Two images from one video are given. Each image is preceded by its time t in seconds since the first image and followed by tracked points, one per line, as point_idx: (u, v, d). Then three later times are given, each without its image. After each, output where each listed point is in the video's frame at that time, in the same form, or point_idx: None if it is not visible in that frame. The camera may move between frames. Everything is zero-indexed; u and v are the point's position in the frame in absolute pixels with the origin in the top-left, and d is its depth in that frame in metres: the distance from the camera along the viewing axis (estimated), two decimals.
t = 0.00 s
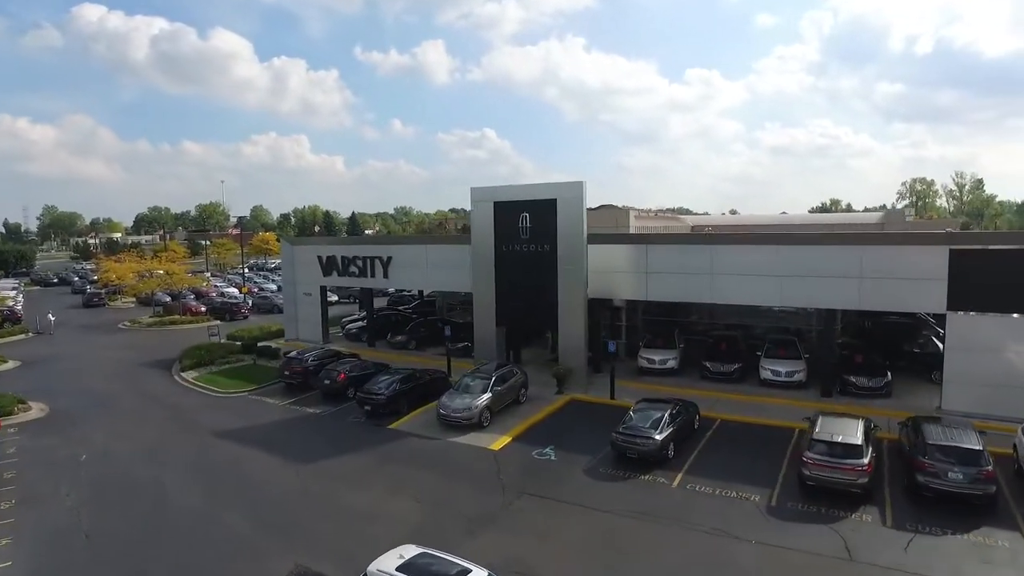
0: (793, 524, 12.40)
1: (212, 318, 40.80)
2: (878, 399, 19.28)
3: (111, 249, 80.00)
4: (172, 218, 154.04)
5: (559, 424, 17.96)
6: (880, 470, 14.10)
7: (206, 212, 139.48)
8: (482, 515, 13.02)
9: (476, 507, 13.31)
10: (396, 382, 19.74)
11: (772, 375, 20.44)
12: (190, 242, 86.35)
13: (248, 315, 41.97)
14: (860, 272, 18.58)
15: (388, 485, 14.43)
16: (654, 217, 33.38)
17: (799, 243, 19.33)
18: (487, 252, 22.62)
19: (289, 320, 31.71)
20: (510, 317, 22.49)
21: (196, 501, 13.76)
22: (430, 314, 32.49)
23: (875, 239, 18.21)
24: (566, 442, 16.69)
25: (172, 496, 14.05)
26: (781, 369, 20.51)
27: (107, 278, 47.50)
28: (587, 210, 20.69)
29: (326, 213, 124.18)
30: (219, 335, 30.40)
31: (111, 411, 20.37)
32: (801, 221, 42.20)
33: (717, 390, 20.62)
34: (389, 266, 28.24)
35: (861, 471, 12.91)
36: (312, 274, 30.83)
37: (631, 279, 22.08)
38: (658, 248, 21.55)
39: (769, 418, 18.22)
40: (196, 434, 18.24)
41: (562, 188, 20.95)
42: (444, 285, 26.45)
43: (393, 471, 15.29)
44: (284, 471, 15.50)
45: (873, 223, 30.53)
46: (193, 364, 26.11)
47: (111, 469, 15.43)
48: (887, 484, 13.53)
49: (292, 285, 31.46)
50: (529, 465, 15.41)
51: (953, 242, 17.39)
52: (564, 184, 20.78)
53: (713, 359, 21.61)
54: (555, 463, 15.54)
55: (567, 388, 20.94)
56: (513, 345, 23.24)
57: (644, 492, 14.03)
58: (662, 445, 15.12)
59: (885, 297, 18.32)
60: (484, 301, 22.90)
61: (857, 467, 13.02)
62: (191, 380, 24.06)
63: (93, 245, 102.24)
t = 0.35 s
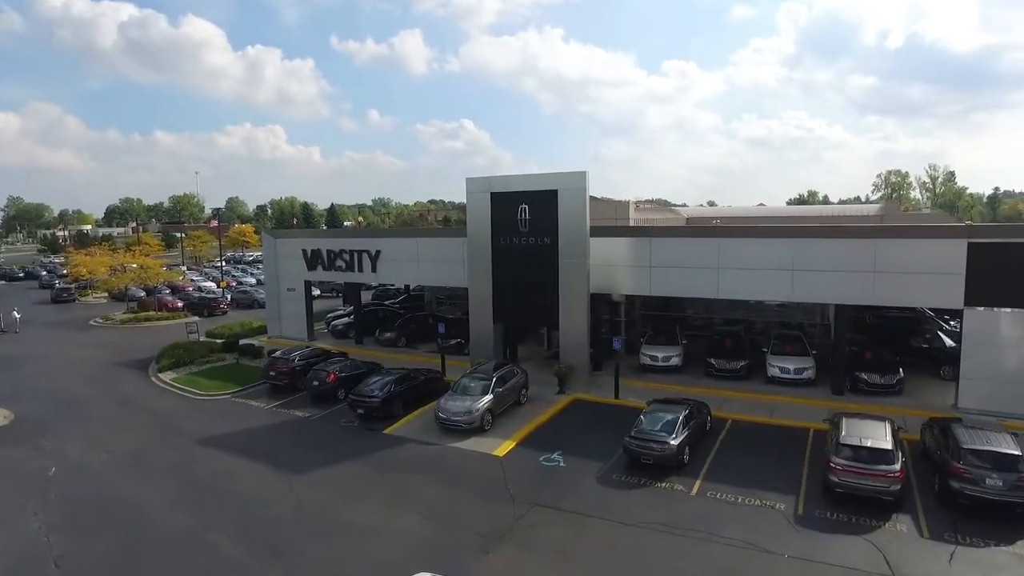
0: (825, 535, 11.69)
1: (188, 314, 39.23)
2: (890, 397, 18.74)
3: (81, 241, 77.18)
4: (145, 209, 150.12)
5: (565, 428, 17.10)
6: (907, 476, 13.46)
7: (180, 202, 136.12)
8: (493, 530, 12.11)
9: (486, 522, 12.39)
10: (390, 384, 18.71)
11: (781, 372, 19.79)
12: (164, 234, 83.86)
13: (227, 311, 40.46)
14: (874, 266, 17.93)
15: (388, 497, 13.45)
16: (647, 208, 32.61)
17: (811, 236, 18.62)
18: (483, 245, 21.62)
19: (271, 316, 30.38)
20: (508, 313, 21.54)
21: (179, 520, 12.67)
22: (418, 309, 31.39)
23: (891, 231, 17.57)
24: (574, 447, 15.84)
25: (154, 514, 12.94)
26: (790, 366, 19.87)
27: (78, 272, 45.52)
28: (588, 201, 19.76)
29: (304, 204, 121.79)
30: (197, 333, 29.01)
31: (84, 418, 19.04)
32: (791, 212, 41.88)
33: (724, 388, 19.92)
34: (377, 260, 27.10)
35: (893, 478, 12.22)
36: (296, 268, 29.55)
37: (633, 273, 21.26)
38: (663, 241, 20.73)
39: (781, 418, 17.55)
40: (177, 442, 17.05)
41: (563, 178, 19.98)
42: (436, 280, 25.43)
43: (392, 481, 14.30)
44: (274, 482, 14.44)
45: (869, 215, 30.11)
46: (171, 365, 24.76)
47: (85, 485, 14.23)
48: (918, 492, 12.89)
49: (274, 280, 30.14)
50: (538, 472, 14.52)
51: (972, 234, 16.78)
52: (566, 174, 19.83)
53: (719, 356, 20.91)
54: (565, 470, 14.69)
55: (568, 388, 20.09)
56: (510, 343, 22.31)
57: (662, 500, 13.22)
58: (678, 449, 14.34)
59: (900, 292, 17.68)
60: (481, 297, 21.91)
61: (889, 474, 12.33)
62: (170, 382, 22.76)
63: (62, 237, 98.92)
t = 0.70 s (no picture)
0: (864, 548, 11.02)
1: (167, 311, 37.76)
2: (904, 395, 18.25)
3: (52, 235, 74.68)
4: (118, 201, 146.41)
5: (575, 432, 16.29)
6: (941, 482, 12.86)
7: (154, 195, 132.88)
8: (510, 547, 11.27)
9: (501, 538, 11.56)
10: (387, 387, 17.73)
11: (791, 370, 19.19)
12: (140, 227, 81.49)
13: (207, 308, 39.02)
14: (890, 260, 17.36)
15: (393, 512, 12.54)
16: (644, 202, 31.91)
17: (825, 230, 18.00)
18: (482, 239, 20.68)
19: (255, 313, 29.13)
20: (508, 310, 20.66)
21: (167, 541, 11.65)
22: (409, 305, 30.34)
23: (910, 224, 16.99)
24: (587, 452, 15.04)
25: (139, 535, 11.92)
26: (801, 364, 19.26)
27: (50, 267, 43.67)
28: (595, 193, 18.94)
29: (283, 197, 119.60)
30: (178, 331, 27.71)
31: (58, 426, 17.82)
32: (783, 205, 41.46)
33: (733, 387, 19.25)
34: (368, 254, 26.06)
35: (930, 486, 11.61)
36: (281, 263, 28.36)
37: (640, 266, 20.49)
38: (670, 235, 19.97)
39: (797, 419, 16.91)
40: (161, 452, 15.94)
41: (569, 169, 19.10)
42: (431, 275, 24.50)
43: (397, 492, 13.39)
44: (269, 496, 13.45)
45: (868, 208, 29.70)
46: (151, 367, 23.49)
47: (62, 502, 13.13)
48: (953, 499, 12.30)
49: (259, 275, 28.91)
50: (551, 481, 13.69)
51: (993, 229, 16.28)
52: (573, 165, 18.94)
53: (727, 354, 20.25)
54: (579, 477, 13.91)
55: (573, 387, 19.29)
56: (510, 341, 21.44)
57: (685, 511, 12.45)
58: (698, 455, 13.60)
59: (918, 287, 17.12)
60: (479, 293, 20.96)
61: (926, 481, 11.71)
62: (150, 385, 21.55)
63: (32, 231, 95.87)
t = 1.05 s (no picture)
0: (911, 561, 10.39)
1: (147, 309, 36.26)
2: (924, 395, 17.68)
3: (24, 229, 72.08)
4: (92, 194, 142.66)
5: (590, 437, 15.51)
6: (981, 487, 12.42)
7: (128, 188, 129.42)
8: (536, 564, 10.47)
9: (525, 555, 10.76)
10: (388, 391, 16.77)
11: (806, 369, 18.59)
12: (116, 221, 79.12)
13: (189, 305, 37.57)
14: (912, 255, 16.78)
15: (405, 528, 11.66)
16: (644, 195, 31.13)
17: (843, 224, 17.40)
18: (487, 233, 19.79)
19: (241, 311, 27.91)
20: (513, 308, 19.83)
21: (159, 564, 10.64)
22: (403, 301, 29.26)
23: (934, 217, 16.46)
24: (605, 459, 14.27)
25: (129, 556, 10.93)
26: (817, 362, 18.66)
27: (22, 263, 41.85)
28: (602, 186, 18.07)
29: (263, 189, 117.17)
30: (160, 330, 26.39)
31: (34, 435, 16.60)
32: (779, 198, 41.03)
33: (748, 387, 18.61)
34: (361, 250, 24.92)
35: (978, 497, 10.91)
36: (269, 259, 27.12)
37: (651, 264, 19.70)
38: (681, 229, 19.25)
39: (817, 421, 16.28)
40: (149, 465, 14.83)
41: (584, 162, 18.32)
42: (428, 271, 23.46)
43: (407, 505, 12.52)
44: (269, 511, 12.50)
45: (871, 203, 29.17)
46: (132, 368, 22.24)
47: (40, 520, 12.03)
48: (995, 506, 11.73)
49: (245, 271, 27.68)
50: (570, 491, 12.90)
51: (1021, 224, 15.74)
52: (583, 155, 18.03)
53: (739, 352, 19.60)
54: (599, 486, 13.13)
55: (582, 388, 18.51)
56: (513, 340, 20.58)
57: (716, 522, 11.76)
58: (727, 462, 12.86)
59: (943, 283, 16.59)
60: (482, 291, 20.06)
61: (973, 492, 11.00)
62: (131, 389, 20.28)
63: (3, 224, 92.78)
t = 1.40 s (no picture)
0: None
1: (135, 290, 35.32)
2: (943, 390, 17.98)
3: None
4: None
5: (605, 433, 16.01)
6: (952, 483, 14.53)
7: None
8: None
9: None
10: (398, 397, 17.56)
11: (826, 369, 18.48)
12: None
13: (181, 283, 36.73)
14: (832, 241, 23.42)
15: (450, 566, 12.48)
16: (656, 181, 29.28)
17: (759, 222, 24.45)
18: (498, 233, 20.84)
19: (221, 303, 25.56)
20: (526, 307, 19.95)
21: None
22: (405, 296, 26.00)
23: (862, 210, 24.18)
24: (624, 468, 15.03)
25: None
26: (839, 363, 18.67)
27: None
28: (624, 183, 21.28)
29: None
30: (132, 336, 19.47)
31: (27, 436, 15.37)
32: None
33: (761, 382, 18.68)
34: (358, 246, 21.38)
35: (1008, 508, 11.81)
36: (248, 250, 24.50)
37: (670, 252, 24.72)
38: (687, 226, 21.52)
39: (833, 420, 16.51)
40: (183, 487, 14.81)
41: (647, 155, 22.75)
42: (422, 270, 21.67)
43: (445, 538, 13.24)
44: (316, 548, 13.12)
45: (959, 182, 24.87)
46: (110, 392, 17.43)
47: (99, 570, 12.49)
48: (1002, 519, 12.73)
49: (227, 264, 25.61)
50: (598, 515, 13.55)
51: None
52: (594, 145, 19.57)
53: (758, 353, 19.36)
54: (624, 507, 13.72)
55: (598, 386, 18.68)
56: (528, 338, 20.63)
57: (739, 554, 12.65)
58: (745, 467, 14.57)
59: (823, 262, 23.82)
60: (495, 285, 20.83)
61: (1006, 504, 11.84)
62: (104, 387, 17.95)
63: None
